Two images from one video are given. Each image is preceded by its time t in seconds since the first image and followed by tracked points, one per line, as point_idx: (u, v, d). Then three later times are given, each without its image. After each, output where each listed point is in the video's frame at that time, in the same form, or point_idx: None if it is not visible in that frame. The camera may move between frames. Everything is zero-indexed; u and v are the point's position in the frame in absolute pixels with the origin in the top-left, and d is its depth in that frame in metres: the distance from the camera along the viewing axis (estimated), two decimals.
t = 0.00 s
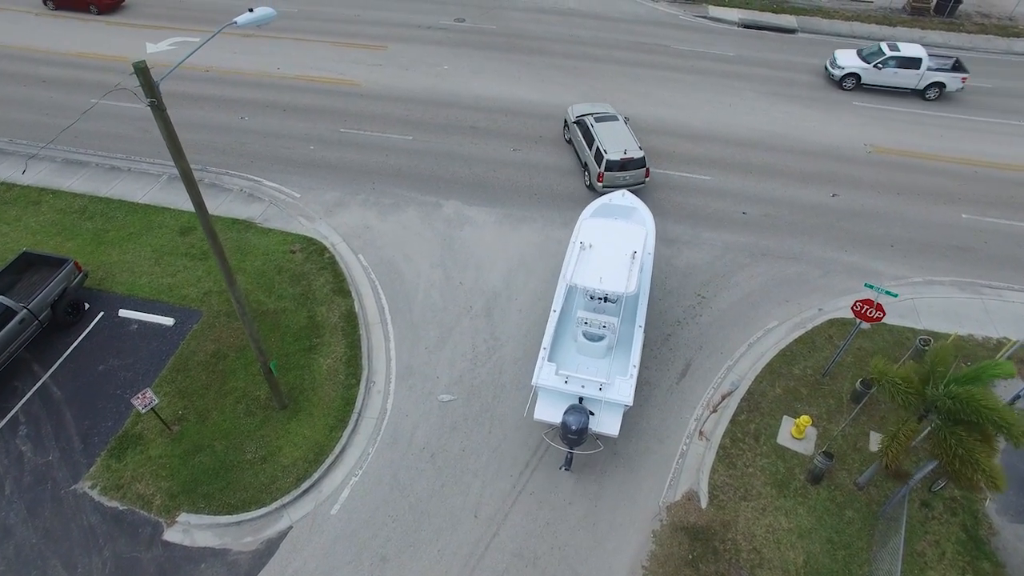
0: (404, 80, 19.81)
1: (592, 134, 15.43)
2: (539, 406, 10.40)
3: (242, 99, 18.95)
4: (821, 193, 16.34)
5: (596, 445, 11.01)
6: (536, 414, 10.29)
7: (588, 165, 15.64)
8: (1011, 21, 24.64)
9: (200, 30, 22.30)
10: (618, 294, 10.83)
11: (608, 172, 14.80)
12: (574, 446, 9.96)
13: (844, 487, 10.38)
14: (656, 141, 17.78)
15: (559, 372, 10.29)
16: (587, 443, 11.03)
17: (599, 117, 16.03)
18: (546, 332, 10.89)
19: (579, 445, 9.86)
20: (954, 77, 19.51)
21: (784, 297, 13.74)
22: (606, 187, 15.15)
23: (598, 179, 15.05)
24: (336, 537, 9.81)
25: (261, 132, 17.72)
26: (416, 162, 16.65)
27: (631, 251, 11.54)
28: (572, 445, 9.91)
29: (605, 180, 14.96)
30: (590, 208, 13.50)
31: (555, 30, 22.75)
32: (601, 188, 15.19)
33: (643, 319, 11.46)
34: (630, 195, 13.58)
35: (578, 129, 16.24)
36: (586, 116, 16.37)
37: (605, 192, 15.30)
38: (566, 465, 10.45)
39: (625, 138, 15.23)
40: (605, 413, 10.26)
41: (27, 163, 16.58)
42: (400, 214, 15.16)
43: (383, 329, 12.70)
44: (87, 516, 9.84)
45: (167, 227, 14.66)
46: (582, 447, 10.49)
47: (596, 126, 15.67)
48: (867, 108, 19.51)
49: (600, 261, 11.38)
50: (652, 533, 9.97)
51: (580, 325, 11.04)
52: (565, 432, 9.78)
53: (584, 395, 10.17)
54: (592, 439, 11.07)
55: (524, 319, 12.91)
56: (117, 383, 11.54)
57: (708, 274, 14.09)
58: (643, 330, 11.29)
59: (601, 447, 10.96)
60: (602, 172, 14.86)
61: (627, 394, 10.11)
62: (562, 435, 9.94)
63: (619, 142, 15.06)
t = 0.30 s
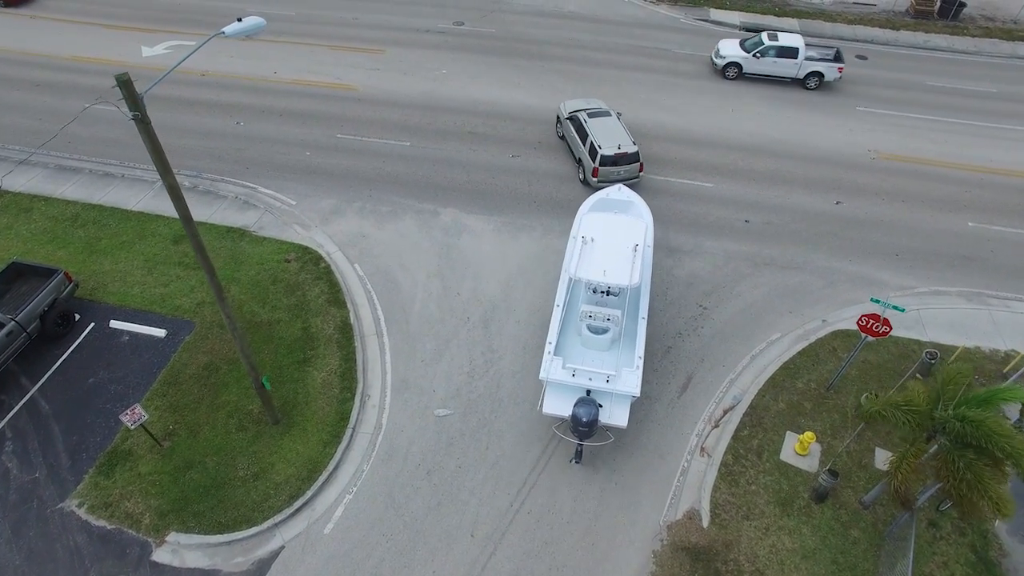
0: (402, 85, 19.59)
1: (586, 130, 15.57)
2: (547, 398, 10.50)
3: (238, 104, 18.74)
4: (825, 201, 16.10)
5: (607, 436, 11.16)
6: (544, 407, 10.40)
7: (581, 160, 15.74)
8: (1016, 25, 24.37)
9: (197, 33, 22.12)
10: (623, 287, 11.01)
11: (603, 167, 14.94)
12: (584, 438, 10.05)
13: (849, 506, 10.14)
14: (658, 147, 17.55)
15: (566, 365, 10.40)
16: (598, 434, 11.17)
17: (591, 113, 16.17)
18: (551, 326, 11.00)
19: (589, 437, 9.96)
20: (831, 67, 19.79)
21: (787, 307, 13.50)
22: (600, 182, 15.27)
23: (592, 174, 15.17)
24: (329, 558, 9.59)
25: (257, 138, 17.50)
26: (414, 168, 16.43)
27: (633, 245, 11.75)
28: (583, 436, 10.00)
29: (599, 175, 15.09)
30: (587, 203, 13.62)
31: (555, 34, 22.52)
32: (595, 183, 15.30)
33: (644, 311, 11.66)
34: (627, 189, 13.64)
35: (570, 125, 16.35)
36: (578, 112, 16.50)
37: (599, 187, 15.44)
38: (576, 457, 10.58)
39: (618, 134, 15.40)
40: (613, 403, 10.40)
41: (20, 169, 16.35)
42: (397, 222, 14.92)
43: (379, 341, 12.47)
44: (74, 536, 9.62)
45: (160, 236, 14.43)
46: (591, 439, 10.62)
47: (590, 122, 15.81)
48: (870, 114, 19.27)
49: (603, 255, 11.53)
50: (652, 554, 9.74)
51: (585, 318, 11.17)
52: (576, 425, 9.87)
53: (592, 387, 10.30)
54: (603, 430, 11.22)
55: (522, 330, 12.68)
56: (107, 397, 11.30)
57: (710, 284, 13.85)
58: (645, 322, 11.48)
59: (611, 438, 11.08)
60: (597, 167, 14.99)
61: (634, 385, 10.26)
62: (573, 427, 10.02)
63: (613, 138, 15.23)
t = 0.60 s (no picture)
0: (401, 90, 19.35)
1: (580, 126, 15.65)
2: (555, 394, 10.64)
3: (235, 110, 18.51)
4: (831, 211, 15.81)
5: (616, 430, 11.23)
6: (553, 403, 10.53)
7: (577, 156, 15.83)
8: None
9: (196, 37, 21.92)
10: (627, 282, 11.11)
11: (599, 163, 15.02)
12: (594, 432, 10.15)
13: (856, 531, 9.85)
14: (661, 155, 17.27)
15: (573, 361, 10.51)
16: (607, 428, 11.23)
17: (585, 109, 16.25)
18: (557, 323, 11.07)
19: (600, 431, 10.08)
20: (713, 58, 19.86)
21: (792, 322, 13.23)
22: (596, 178, 15.38)
23: (588, 170, 15.26)
24: None
25: (254, 144, 17.26)
26: (413, 176, 16.17)
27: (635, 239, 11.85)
28: (594, 430, 10.09)
29: (595, 171, 15.18)
30: (586, 196, 13.57)
31: (557, 38, 22.26)
32: (591, 179, 15.39)
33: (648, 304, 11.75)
34: (625, 183, 13.65)
35: (564, 121, 16.44)
36: (573, 108, 16.56)
37: (595, 183, 15.55)
38: (586, 452, 10.64)
39: (612, 128, 15.46)
40: (620, 397, 10.53)
41: (13, 176, 16.14)
42: (395, 232, 14.67)
43: (375, 355, 12.21)
44: (60, 558, 9.37)
45: (154, 245, 14.19)
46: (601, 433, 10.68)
47: (583, 118, 15.89)
48: (877, 121, 18.97)
49: (605, 249, 11.60)
50: None
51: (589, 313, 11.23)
52: (587, 418, 9.95)
53: (600, 381, 10.43)
54: (613, 424, 11.29)
55: (522, 345, 12.42)
56: (97, 413, 11.06)
57: (714, 298, 13.58)
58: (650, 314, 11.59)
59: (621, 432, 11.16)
60: (593, 163, 15.07)
61: (642, 378, 10.39)
62: (583, 421, 10.10)
63: (608, 133, 15.30)
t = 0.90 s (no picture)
0: (401, 96, 19.11)
1: (573, 124, 15.80)
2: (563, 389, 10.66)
3: (233, 116, 18.29)
4: (837, 223, 15.52)
5: (627, 421, 11.39)
6: (562, 397, 10.58)
7: (571, 153, 15.94)
8: None
9: (195, 42, 21.74)
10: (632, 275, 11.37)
11: (593, 159, 15.17)
12: (604, 424, 10.28)
13: (863, 560, 9.55)
14: (664, 164, 16.99)
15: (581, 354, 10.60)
16: (617, 419, 11.36)
17: (578, 107, 16.42)
18: (562, 317, 11.17)
19: (609, 423, 10.19)
20: (596, 50, 20.04)
21: (798, 339, 12.95)
22: (591, 174, 15.50)
23: (583, 166, 15.41)
24: None
25: (252, 151, 17.03)
26: (412, 185, 15.92)
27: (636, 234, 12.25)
28: (604, 423, 10.22)
29: (590, 167, 15.33)
30: (582, 194, 13.78)
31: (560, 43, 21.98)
32: (587, 175, 15.48)
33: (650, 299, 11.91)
34: (621, 179, 13.95)
35: (558, 119, 16.59)
36: (565, 106, 16.70)
37: (590, 178, 15.70)
38: (596, 444, 10.77)
39: (606, 125, 15.61)
40: (627, 389, 10.64)
41: (8, 182, 15.93)
42: (393, 243, 14.42)
43: (372, 372, 11.96)
44: None
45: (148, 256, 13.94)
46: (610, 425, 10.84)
47: (577, 116, 16.03)
48: (885, 130, 18.65)
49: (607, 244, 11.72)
50: None
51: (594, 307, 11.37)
52: (597, 412, 10.07)
53: (608, 374, 10.51)
54: (622, 415, 11.43)
55: (521, 361, 12.17)
56: (86, 430, 10.80)
57: (718, 313, 13.31)
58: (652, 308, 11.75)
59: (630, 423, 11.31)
60: (588, 159, 15.21)
61: (648, 369, 10.51)
62: (593, 414, 10.22)
63: (601, 129, 15.44)
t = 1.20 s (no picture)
0: (404, 103, 18.87)
1: (568, 120, 15.90)
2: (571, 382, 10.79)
3: (234, 121, 18.09)
4: (846, 238, 15.19)
5: (637, 413, 11.53)
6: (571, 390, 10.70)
7: (567, 149, 16.04)
8: None
9: (198, 45, 21.58)
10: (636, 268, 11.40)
11: (590, 154, 15.28)
12: (614, 415, 10.38)
13: None
14: (670, 174, 16.69)
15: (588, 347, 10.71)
16: (619, 440, 11.14)
17: (573, 103, 16.53)
18: (568, 311, 11.27)
19: (620, 414, 10.29)
20: (483, 42, 20.26)
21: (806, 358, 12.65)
22: (588, 170, 15.59)
23: (579, 162, 15.50)
24: None
25: (252, 158, 16.82)
26: (413, 195, 15.67)
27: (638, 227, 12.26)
28: (615, 414, 10.35)
29: (586, 163, 15.44)
30: (582, 190, 13.91)
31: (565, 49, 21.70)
32: (583, 171, 15.59)
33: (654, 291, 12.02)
34: (619, 175, 14.09)
35: (553, 115, 16.68)
36: (559, 102, 16.80)
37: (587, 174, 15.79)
38: (607, 436, 10.89)
39: (601, 121, 15.73)
40: (636, 380, 10.75)
41: (6, 189, 15.76)
42: (393, 255, 14.17)
43: (370, 389, 11.72)
44: None
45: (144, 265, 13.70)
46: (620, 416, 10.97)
47: (572, 112, 16.11)
48: (896, 140, 18.29)
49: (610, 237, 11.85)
50: None
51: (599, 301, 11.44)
52: (608, 402, 10.19)
53: (615, 365, 10.63)
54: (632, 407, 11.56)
55: (522, 379, 11.92)
56: (77, 447, 10.56)
57: (724, 331, 13.03)
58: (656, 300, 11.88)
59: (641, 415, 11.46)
60: (584, 154, 15.32)
61: (656, 359, 10.63)
62: (605, 405, 10.36)
63: (596, 125, 15.56)
